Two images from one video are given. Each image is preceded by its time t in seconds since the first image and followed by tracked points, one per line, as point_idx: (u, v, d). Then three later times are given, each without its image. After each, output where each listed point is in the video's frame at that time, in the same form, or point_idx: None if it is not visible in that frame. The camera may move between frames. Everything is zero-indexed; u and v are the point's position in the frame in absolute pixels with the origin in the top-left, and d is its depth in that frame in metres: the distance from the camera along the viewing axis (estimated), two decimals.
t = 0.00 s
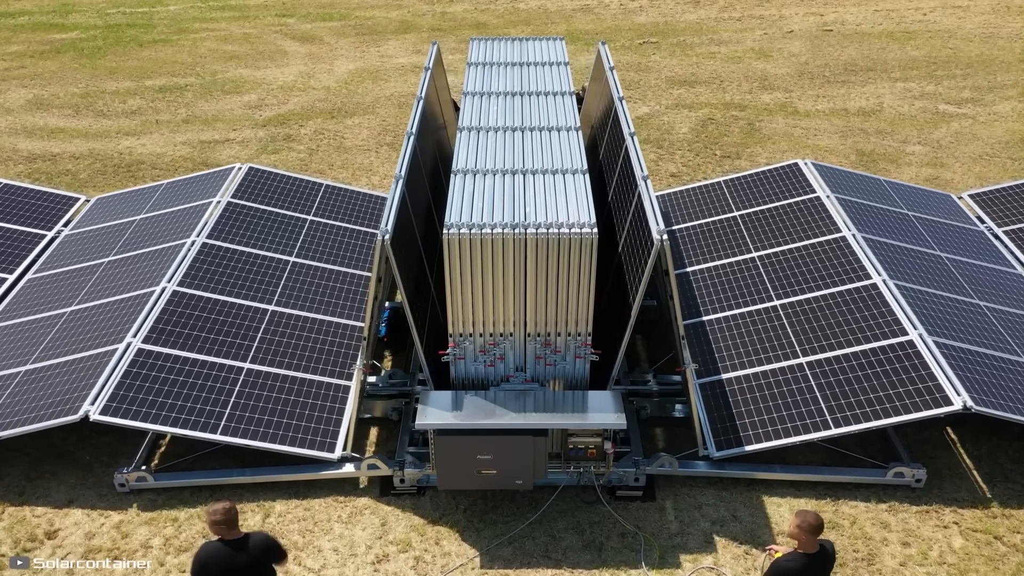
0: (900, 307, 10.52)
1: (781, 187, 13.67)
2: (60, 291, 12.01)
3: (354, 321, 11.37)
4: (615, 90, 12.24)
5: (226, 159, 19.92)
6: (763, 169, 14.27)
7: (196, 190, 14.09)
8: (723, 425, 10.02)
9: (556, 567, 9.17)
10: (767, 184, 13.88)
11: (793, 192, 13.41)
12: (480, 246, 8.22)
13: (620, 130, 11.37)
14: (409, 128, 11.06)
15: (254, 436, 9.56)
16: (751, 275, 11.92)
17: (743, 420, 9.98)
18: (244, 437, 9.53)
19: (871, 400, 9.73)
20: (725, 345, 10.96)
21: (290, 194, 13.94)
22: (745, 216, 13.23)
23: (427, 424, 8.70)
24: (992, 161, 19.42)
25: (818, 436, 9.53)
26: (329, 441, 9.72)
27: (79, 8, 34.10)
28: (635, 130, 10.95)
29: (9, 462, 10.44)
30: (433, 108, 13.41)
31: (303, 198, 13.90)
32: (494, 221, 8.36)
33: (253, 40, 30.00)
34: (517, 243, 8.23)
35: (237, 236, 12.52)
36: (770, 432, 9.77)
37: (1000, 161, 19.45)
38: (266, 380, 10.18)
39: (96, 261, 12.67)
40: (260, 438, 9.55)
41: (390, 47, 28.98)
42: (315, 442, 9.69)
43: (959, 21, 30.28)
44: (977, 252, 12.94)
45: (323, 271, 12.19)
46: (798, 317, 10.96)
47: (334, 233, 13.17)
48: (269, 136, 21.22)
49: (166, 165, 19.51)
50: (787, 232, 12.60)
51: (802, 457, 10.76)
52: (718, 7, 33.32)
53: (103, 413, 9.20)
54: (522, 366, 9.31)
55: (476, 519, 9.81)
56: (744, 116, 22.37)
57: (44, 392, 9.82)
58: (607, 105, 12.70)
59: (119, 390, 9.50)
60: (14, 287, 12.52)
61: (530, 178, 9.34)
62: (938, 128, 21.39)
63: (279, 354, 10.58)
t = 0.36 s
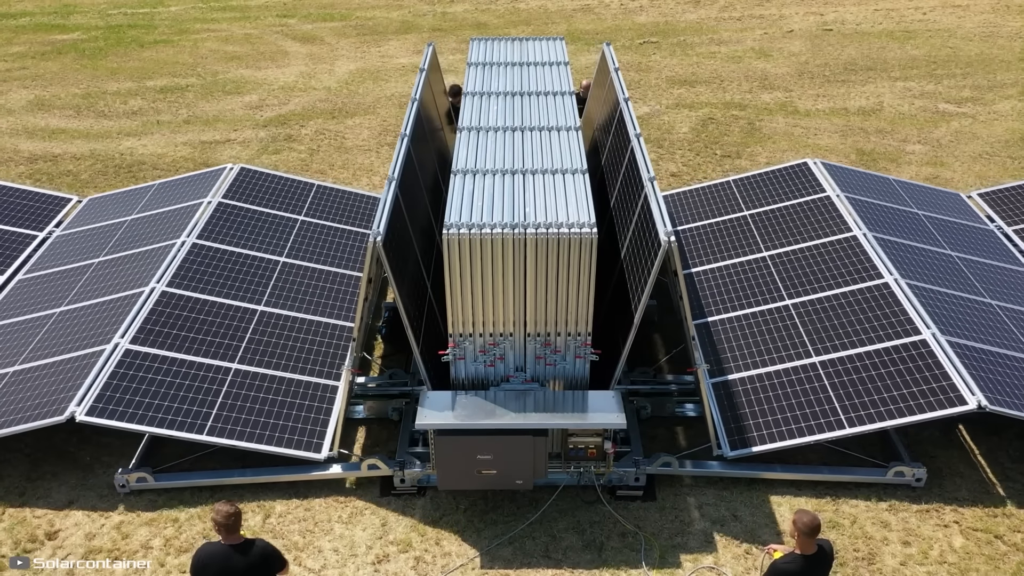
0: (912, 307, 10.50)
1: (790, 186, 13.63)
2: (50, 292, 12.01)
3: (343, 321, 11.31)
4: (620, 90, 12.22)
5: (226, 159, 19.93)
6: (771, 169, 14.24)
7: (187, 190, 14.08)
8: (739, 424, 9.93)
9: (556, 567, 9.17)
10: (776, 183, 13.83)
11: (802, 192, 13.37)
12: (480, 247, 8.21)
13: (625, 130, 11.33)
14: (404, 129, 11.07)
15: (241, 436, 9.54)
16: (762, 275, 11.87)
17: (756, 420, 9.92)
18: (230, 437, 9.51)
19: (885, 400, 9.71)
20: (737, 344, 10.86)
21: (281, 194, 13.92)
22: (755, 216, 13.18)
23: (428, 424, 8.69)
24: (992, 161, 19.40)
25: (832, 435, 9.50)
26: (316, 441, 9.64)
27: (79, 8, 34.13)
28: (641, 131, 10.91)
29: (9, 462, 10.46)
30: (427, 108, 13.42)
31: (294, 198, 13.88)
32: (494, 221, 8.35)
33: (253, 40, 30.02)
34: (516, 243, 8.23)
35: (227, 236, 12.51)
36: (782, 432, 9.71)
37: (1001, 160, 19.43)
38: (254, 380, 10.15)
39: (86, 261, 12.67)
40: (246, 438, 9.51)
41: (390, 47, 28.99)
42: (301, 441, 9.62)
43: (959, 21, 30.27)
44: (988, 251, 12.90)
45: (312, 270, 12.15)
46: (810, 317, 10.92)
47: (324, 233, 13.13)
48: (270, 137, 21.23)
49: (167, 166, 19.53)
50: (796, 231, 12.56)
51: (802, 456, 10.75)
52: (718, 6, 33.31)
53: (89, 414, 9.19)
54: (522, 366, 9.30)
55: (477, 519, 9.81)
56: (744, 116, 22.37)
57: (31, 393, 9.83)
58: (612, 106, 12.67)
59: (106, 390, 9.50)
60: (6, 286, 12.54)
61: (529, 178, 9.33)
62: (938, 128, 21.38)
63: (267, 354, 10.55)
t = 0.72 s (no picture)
0: (928, 307, 10.45)
1: (802, 186, 13.59)
2: (38, 292, 12.00)
3: (330, 321, 11.22)
4: (626, 91, 12.18)
5: (226, 160, 19.92)
6: (782, 169, 14.20)
7: (176, 191, 14.06)
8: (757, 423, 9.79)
9: (556, 567, 9.16)
10: (788, 183, 13.79)
11: (814, 192, 13.33)
12: (479, 247, 8.21)
13: (632, 132, 11.27)
14: (396, 132, 11.12)
15: (223, 436, 9.43)
16: (775, 274, 11.78)
17: (773, 420, 9.77)
18: (213, 437, 9.41)
19: (902, 399, 9.62)
20: (753, 344, 10.72)
21: (270, 194, 13.89)
22: (767, 215, 13.12)
23: (428, 424, 8.67)
24: (992, 161, 19.38)
25: (851, 435, 9.41)
26: (300, 441, 9.50)
27: (79, 9, 34.13)
28: (648, 134, 10.85)
29: (9, 464, 10.46)
30: (422, 110, 13.48)
31: (283, 198, 13.85)
32: (494, 221, 8.34)
33: (253, 41, 30.02)
34: (516, 243, 8.23)
35: (215, 236, 12.48)
36: (798, 432, 9.58)
37: (1002, 160, 19.40)
38: (237, 380, 10.07)
39: (73, 262, 12.67)
40: (229, 438, 9.41)
41: (391, 48, 29.00)
42: (285, 442, 9.50)
43: (959, 21, 30.24)
44: (1001, 251, 12.85)
45: (300, 271, 12.08)
46: (825, 317, 10.84)
47: (312, 234, 13.09)
48: (270, 137, 21.22)
49: (167, 167, 19.54)
50: (809, 231, 12.49)
51: (803, 455, 10.72)
52: (719, 7, 33.29)
53: (72, 414, 9.13)
54: (522, 366, 9.28)
55: (477, 519, 9.80)
56: (745, 116, 22.34)
57: (15, 393, 9.80)
58: (617, 106, 12.64)
59: (89, 390, 9.46)
60: None
61: (529, 178, 9.32)
62: (938, 128, 21.36)
63: (252, 354, 10.47)
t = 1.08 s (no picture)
0: (941, 306, 10.40)
1: (813, 186, 13.59)
2: (27, 293, 12.00)
3: (319, 322, 11.11)
4: (633, 94, 12.12)
5: (226, 161, 19.92)
6: (793, 168, 14.22)
7: (166, 192, 14.06)
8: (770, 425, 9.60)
9: (556, 567, 9.16)
10: (800, 183, 13.80)
11: (824, 191, 13.32)
12: (478, 247, 8.21)
13: (638, 134, 11.24)
14: (389, 134, 11.19)
15: (207, 437, 9.33)
16: (787, 273, 11.74)
17: (788, 419, 9.62)
18: (196, 438, 9.32)
19: (917, 398, 9.52)
20: (767, 344, 10.64)
21: (259, 195, 13.86)
22: (779, 215, 13.12)
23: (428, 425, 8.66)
24: (993, 160, 19.35)
25: (866, 434, 9.27)
26: (286, 442, 9.38)
27: (79, 10, 34.14)
28: (655, 135, 10.79)
29: (9, 465, 10.48)
30: (417, 113, 13.56)
31: (273, 199, 13.82)
32: (493, 221, 8.33)
33: (253, 41, 30.04)
34: (516, 243, 8.22)
35: (205, 237, 12.45)
36: (813, 432, 9.42)
37: (1002, 159, 19.38)
38: (223, 380, 9.99)
39: (62, 263, 12.66)
40: (214, 439, 9.31)
41: (391, 48, 29.01)
42: (270, 442, 9.37)
43: (960, 20, 30.21)
44: (1013, 250, 12.82)
45: (289, 271, 12.00)
46: (838, 316, 10.78)
47: (302, 234, 13.03)
48: (270, 138, 21.22)
49: (167, 167, 19.56)
50: (820, 231, 12.48)
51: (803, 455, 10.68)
52: (719, 6, 33.26)
53: (56, 415, 9.08)
54: (522, 366, 9.28)
55: (477, 519, 9.80)
56: (746, 116, 22.32)
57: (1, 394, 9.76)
58: (622, 107, 12.60)
59: (74, 391, 9.41)
60: None
61: (529, 178, 9.32)
62: (939, 127, 21.33)
63: (239, 354, 10.39)
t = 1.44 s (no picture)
0: (955, 305, 10.40)
1: (824, 185, 13.59)
2: (15, 293, 12.00)
3: (306, 321, 11.06)
4: (640, 96, 12.11)
5: (227, 161, 19.94)
6: (804, 167, 14.22)
7: (156, 192, 14.06)
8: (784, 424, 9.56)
9: (556, 566, 9.17)
10: (811, 182, 13.80)
11: (836, 191, 13.34)
12: (478, 247, 8.22)
13: (646, 136, 11.20)
14: (382, 136, 11.26)
15: (192, 437, 9.33)
16: (800, 272, 11.72)
17: (804, 419, 9.57)
18: (181, 438, 9.31)
19: (934, 397, 9.52)
20: (781, 343, 10.58)
21: (248, 195, 13.86)
22: (790, 214, 13.11)
23: (428, 425, 8.67)
24: (993, 159, 19.36)
25: (883, 434, 9.29)
26: (269, 442, 9.31)
27: (79, 10, 34.15)
28: (662, 138, 10.79)
29: (9, 465, 10.50)
30: (413, 117, 13.62)
31: (263, 199, 13.81)
32: (493, 221, 8.35)
33: (253, 41, 30.05)
34: (516, 243, 8.23)
35: (193, 237, 12.43)
36: (830, 432, 9.41)
37: (1002, 159, 19.38)
38: (209, 381, 9.97)
39: (50, 263, 12.65)
40: (197, 439, 9.30)
41: (391, 48, 29.03)
42: (253, 442, 9.33)
43: (960, 19, 30.20)
44: None
45: (277, 270, 11.97)
46: (852, 315, 10.76)
47: (291, 234, 13.00)
48: (271, 138, 21.23)
49: (168, 167, 19.58)
50: (833, 230, 12.46)
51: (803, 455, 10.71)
52: (719, 6, 33.26)
53: (40, 416, 9.08)
54: (522, 366, 9.27)
55: (477, 519, 9.82)
56: (746, 115, 22.33)
57: None
58: (629, 110, 12.58)
59: (58, 392, 9.39)
60: None
61: (530, 178, 9.33)
62: (939, 126, 21.35)
63: (225, 355, 10.36)
